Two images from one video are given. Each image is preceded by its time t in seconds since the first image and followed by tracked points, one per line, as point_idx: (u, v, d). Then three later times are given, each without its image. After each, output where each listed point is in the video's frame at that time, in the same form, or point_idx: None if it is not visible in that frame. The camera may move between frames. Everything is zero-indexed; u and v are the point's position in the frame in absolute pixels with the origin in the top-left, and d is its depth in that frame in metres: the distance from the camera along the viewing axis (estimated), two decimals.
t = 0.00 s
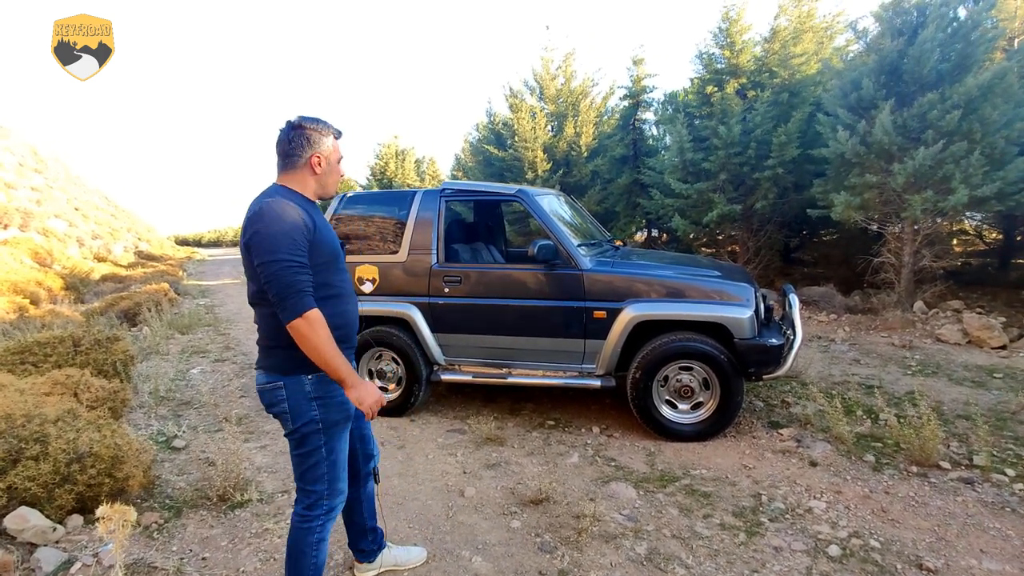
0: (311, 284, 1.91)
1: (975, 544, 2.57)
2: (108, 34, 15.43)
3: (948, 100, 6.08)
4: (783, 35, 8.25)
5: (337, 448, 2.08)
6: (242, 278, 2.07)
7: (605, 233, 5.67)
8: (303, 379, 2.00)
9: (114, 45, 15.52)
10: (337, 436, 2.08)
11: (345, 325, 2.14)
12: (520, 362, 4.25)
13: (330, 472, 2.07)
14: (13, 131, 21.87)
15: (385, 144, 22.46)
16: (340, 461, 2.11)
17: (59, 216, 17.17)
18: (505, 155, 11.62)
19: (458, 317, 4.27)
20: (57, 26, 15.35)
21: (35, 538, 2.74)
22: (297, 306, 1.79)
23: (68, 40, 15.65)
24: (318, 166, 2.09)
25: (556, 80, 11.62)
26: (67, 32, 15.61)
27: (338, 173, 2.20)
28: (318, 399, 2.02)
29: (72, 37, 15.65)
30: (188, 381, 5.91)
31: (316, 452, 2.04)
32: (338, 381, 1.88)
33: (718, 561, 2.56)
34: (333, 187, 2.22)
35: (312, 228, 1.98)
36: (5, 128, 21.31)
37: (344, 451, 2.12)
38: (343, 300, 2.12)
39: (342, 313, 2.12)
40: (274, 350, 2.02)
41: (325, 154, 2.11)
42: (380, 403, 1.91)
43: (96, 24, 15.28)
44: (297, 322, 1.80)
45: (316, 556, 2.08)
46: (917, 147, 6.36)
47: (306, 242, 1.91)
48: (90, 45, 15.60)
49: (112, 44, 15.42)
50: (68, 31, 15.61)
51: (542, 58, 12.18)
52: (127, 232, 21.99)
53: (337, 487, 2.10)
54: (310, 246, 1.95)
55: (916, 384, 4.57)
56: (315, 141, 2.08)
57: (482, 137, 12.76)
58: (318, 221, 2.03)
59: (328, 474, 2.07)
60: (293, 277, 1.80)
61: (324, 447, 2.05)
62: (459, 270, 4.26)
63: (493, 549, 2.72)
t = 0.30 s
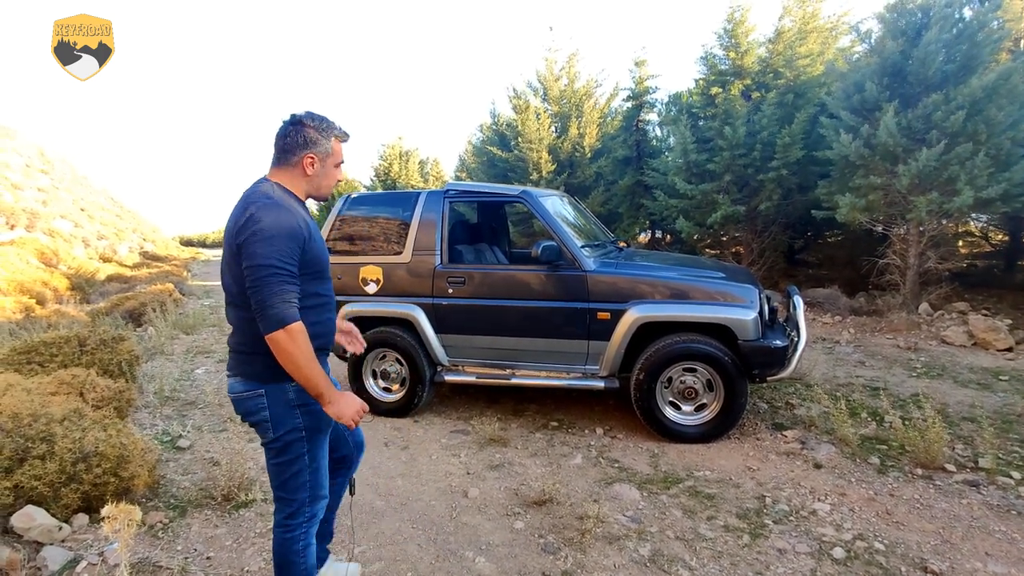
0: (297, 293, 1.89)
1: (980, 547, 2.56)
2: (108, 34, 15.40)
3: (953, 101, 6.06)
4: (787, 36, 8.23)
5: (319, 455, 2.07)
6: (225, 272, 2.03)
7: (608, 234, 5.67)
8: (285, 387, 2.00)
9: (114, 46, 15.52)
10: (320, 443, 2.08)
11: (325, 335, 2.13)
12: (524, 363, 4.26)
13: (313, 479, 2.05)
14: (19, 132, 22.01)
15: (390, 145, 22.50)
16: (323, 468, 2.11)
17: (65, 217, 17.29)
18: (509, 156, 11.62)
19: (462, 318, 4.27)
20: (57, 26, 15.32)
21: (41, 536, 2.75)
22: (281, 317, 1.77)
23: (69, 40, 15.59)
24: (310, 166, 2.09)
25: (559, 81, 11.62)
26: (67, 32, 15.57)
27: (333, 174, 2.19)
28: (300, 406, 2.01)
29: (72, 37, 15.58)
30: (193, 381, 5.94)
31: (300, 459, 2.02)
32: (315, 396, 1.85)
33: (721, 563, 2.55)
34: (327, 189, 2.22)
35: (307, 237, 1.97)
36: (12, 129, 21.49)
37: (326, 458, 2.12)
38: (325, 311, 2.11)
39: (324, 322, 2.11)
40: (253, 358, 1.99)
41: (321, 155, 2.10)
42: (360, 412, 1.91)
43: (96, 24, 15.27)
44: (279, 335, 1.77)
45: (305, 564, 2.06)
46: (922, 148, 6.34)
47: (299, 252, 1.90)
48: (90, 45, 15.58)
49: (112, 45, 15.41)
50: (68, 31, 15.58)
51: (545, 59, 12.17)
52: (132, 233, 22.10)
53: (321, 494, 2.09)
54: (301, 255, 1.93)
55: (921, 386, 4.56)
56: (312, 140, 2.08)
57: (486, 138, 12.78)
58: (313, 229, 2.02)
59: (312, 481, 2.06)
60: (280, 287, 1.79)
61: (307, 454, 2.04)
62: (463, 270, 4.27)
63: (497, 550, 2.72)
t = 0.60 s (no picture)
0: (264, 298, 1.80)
1: (985, 551, 2.55)
2: (108, 34, 15.43)
3: (959, 104, 6.05)
4: (792, 39, 8.24)
5: (316, 458, 2.05)
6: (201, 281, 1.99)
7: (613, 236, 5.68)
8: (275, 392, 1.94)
9: (114, 45, 15.54)
10: (316, 445, 2.06)
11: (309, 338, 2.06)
12: (528, 364, 4.26)
13: (310, 482, 2.04)
14: (26, 133, 22.18)
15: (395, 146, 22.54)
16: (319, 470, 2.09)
17: (71, 218, 17.43)
18: (513, 158, 11.65)
19: (466, 319, 4.28)
20: (57, 26, 15.35)
21: (48, 535, 2.77)
22: (244, 323, 1.69)
23: (68, 40, 15.61)
24: (274, 180, 1.97)
25: (564, 83, 11.63)
26: (67, 32, 15.59)
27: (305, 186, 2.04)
28: (293, 410, 1.96)
29: (71, 37, 15.60)
30: (199, 381, 5.97)
31: (296, 464, 2.00)
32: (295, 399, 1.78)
33: (725, 565, 2.55)
34: (304, 200, 2.09)
35: (275, 239, 1.88)
36: (19, 131, 21.71)
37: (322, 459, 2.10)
38: (305, 314, 2.03)
39: (306, 324, 2.03)
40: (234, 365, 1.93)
41: (286, 166, 1.97)
42: (347, 410, 1.88)
43: (96, 24, 15.31)
44: (242, 341, 1.69)
45: (308, 564, 2.08)
46: (927, 150, 6.32)
47: (264, 254, 1.81)
48: (89, 45, 15.59)
49: (113, 45, 15.45)
50: (68, 31, 15.60)
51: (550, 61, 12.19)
52: (138, 233, 22.26)
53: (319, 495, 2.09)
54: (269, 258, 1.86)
55: (927, 389, 4.53)
56: (277, 153, 1.96)
57: (490, 140, 12.80)
58: (283, 231, 1.93)
59: (309, 484, 2.05)
60: (242, 291, 1.71)
61: (304, 457, 2.02)
62: (467, 272, 4.28)
63: (500, 551, 2.73)
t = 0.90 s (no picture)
0: (228, 296, 1.72)
1: (990, 554, 2.55)
2: (109, 34, 15.50)
3: (964, 106, 6.04)
4: (797, 40, 8.23)
5: (288, 460, 1.98)
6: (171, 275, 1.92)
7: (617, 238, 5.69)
8: (238, 397, 1.83)
9: (114, 46, 15.60)
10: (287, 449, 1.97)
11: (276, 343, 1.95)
12: (532, 365, 4.28)
13: (288, 485, 1.97)
14: (34, 135, 22.39)
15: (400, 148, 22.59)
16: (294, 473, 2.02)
17: (77, 219, 17.58)
18: (517, 159, 11.68)
19: (471, 320, 4.30)
20: (57, 27, 15.46)
21: (56, 533, 2.80)
22: (202, 317, 1.61)
23: (68, 40, 15.72)
24: (249, 178, 1.89)
25: (568, 85, 11.65)
26: (67, 32, 15.69)
27: (281, 183, 1.96)
28: (258, 415, 1.87)
29: (71, 37, 15.70)
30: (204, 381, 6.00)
31: (269, 469, 1.91)
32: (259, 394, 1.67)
33: (728, 566, 2.56)
34: (282, 196, 2.01)
35: (249, 237, 1.80)
36: (27, 133, 21.92)
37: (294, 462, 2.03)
38: (275, 318, 1.93)
39: (273, 328, 1.92)
40: (193, 371, 1.81)
41: (260, 163, 1.89)
42: (313, 402, 1.73)
43: (95, 24, 15.35)
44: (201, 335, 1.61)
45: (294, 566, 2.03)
46: (932, 152, 6.31)
47: (234, 251, 1.73)
48: (90, 45, 15.66)
49: (112, 45, 15.49)
50: (68, 31, 15.70)
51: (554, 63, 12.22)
52: (144, 234, 22.41)
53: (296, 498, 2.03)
54: (239, 257, 1.77)
55: (932, 392, 4.52)
56: (250, 150, 1.87)
57: (494, 142, 12.83)
58: (259, 232, 1.86)
59: (285, 488, 1.97)
60: (203, 285, 1.62)
61: (276, 461, 1.93)
62: (472, 273, 4.30)
63: (504, 551, 2.74)
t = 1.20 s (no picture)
0: (200, 299, 1.68)
1: (989, 555, 2.56)
2: (109, 34, 15.59)
3: (966, 109, 6.04)
4: (800, 43, 8.24)
5: (284, 457, 1.96)
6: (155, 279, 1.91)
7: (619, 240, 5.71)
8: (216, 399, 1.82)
9: (114, 46, 15.68)
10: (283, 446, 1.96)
11: (261, 346, 1.91)
12: (534, 366, 4.30)
13: (287, 480, 1.97)
14: (39, 136, 22.56)
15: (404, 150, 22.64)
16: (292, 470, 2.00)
17: (83, 219, 17.72)
18: (520, 161, 11.72)
19: (473, 322, 4.33)
20: (57, 27, 15.55)
21: (63, 530, 2.84)
22: (170, 321, 1.57)
23: (69, 40, 15.83)
24: (223, 173, 1.86)
25: (571, 87, 11.67)
26: (68, 33, 15.80)
27: (254, 181, 1.89)
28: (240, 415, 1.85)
29: (72, 37, 15.81)
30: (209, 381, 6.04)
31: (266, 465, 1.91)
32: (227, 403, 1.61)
33: (728, 566, 2.57)
34: (256, 200, 1.93)
35: (220, 240, 1.76)
36: (33, 134, 22.11)
37: (293, 459, 2.01)
38: (257, 323, 1.89)
39: (255, 331, 1.88)
40: (176, 370, 1.84)
41: (232, 159, 1.84)
42: (283, 411, 1.67)
43: (96, 24, 15.43)
44: (168, 339, 1.57)
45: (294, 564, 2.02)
46: (934, 155, 6.31)
47: (204, 254, 1.69)
48: (90, 45, 15.76)
49: (113, 45, 15.56)
50: (68, 31, 15.81)
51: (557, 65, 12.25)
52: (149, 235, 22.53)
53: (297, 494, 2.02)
54: (214, 260, 1.74)
55: (933, 394, 4.53)
56: (226, 145, 1.84)
57: (497, 144, 12.87)
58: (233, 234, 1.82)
59: (284, 485, 1.96)
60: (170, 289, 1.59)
61: (270, 459, 1.92)
62: (474, 275, 4.32)
63: (506, 550, 2.77)
